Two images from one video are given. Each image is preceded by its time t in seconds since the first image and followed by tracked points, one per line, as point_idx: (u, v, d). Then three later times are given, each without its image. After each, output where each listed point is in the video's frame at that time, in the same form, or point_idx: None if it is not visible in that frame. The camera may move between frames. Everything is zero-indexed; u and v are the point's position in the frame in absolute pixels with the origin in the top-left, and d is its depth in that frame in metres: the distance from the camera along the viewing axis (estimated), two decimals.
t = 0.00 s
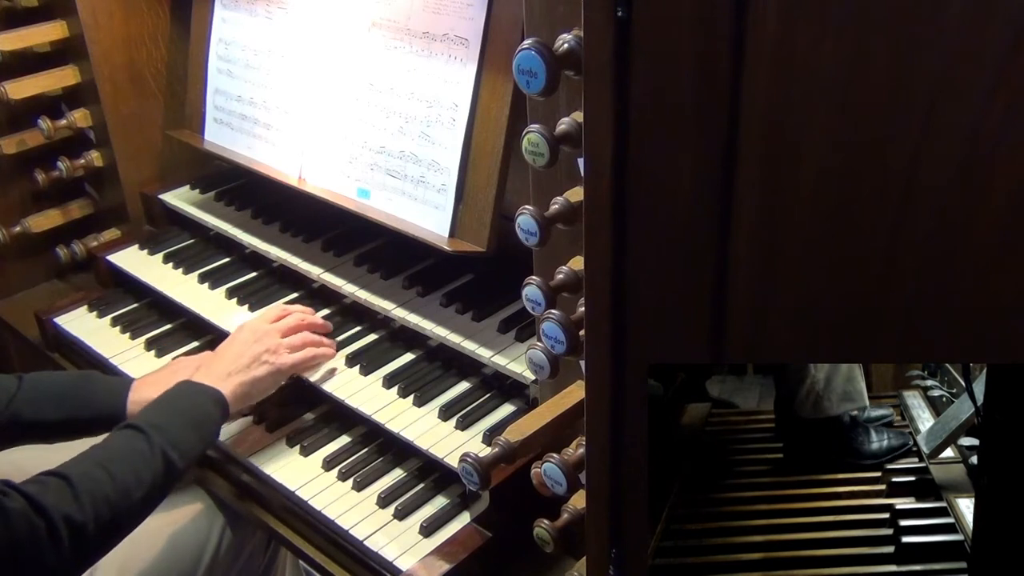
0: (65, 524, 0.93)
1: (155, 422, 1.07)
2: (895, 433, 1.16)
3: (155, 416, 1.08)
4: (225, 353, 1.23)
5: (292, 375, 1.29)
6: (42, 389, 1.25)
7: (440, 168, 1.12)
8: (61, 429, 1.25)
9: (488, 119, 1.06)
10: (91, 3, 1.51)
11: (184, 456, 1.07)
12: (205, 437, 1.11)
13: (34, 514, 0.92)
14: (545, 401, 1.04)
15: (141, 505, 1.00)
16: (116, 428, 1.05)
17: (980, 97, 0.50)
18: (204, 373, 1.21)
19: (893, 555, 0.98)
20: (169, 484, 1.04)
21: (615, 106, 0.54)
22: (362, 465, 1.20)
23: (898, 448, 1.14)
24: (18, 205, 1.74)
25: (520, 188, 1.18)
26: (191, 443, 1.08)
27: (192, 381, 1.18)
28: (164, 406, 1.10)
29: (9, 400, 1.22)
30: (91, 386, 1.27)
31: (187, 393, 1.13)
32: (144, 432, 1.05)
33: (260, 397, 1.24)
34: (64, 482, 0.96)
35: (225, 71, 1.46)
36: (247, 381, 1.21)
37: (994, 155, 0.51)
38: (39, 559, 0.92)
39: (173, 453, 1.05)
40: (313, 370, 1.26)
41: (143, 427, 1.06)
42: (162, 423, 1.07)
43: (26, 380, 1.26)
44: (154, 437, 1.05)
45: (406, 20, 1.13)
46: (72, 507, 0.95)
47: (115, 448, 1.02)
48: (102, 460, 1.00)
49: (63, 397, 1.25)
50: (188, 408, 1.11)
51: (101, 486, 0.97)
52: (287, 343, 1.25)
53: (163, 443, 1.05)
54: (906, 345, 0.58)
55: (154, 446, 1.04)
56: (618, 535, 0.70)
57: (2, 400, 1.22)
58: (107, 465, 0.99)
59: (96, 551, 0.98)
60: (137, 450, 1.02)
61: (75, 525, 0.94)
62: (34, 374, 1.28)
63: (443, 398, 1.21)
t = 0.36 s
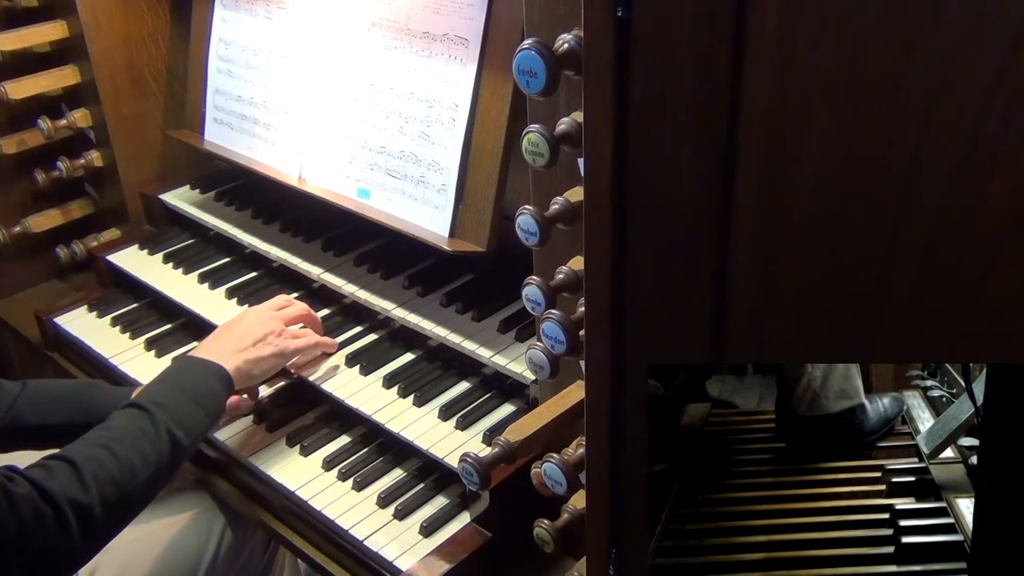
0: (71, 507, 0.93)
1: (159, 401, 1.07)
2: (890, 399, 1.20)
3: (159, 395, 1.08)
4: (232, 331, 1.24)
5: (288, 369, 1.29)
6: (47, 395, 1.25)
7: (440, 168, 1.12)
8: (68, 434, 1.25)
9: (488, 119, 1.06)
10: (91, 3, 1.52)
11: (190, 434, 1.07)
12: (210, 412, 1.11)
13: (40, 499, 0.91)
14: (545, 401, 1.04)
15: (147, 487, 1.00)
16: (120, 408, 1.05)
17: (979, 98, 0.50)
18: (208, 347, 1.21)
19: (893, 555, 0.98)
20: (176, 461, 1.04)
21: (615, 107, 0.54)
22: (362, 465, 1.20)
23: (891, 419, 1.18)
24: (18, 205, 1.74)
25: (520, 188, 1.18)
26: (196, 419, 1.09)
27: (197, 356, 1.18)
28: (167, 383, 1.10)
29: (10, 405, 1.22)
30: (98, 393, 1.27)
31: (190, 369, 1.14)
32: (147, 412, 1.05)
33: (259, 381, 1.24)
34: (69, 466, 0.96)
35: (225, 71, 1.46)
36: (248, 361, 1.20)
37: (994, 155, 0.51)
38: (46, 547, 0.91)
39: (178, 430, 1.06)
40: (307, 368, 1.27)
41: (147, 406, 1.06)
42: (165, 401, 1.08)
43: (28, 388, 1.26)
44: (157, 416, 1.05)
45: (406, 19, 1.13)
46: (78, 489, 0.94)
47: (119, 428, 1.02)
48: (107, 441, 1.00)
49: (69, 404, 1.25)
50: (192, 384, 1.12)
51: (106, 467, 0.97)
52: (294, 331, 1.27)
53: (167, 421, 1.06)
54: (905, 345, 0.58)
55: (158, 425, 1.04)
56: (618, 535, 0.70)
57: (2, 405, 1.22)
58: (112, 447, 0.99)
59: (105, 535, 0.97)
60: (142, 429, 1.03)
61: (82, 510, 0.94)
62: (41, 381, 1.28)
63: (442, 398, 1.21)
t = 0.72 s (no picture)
0: (75, 501, 0.93)
1: (155, 394, 1.08)
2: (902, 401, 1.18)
3: (157, 388, 1.09)
4: (229, 326, 1.26)
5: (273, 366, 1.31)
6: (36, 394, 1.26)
7: (440, 168, 1.12)
8: (60, 433, 1.25)
9: (488, 119, 1.06)
10: (91, 3, 1.52)
11: (188, 426, 1.09)
12: (206, 405, 1.13)
13: (44, 494, 0.91)
14: (545, 401, 1.04)
15: (148, 480, 1.01)
16: (119, 402, 1.06)
17: (980, 98, 0.50)
18: (206, 341, 1.23)
19: (893, 555, 0.98)
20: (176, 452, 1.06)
21: (615, 107, 0.54)
22: (362, 465, 1.20)
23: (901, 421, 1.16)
24: (18, 205, 1.74)
25: (520, 187, 1.18)
26: (193, 411, 1.10)
27: (195, 349, 1.20)
28: (163, 378, 1.12)
29: None
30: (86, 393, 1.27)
31: (186, 364, 1.15)
32: (145, 404, 1.06)
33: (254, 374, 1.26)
34: (72, 460, 0.95)
35: (225, 71, 1.46)
36: (247, 349, 1.22)
37: (994, 155, 0.51)
38: (51, 541, 0.90)
39: (176, 422, 1.07)
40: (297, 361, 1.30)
41: (144, 400, 1.07)
42: (163, 394, 1.09)
43: (9, 390, 1.26)
44: (156, 408, 1.06)
45: (406, 19, 1.13)
46: (81, 484, 0.94)
47: (118, 421, 1.03)
48: (107, 435, 1.00)
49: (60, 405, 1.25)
50: (188, 378, 1.13)
51: (108, 461, 0.97)
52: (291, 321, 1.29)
53: (165, 413, 1.07)
54: (905, 345, 0.58)
55: (156, 418, 1.05)
56: (618, 535, 0.70)
57: None
58: (113, 440, 0.99)
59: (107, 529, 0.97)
60: (141, 421, 1.04)
61: (85, 503, 0.93)
62: (31, 381, 1.29)
63: (442, 398, 1.20)
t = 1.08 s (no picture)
0: (72, 488, 0.93)
1: (156, 388, 1.08)
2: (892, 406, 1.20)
3: (157, 381, 1.09)
4: (228, 326, 1.27)
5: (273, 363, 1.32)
6: (25, 373, 1.27)
7: (440, 168, 1.12)
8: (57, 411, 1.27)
9: (488, 119, 1.06)
10: (91, 3, 1.52)
11: (187, 421, 1.08)
12: (205, 401, 1.13)
13: (41, 479, 0.90)
14: (545, 401, 1.04)
15: (147, 472, 1.01)
16: (118, 394, 1.06)
17: (980, 98, 0.50)
18: (207, 337, 1.24)
19: (893, 555, 0.98)
20: (174, 446, 1.05)
21: (615, 108, 0.54)
22: (362, 465, 1.20)
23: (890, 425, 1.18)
24: (18, 205, 1.74)
25: (520, 188, 1.18)
26: (193, 406, 1.10)
27: (196, 346, 1.20)
28: (164, 372, 1.12)
29: None
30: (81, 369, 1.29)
31: (186, 359, 1.15)
32: (145, 398, 1.06)
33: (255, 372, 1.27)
34: (69, 448, 0.95)
35: (225, 71, 1.46)
36: (249, 345, 1.23)
37: (995, 154, 0.51)
38: (48, 526, 0.91)
39: (175, 416, 1.07)
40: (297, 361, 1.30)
41: (144, 393, 1.07)
42: (163, 387, 1.09)
43: (6, 367, 1.28)
44: (155, 401, 1.06)
45: (406, 19, 1.13)
46: (78, 471, 0.94)
47: (116, 413, 1.02)
48: (106, 425, 1.00)
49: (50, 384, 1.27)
50: (189, 373, 1.13)
51: (105, 450, 0.97)
52: (290, 319, 1.29)
53: (166, 408, 1.06)
54: (905, 345, 0.58)
55: (156, 411, 1.05)
56: (619, 535, 0.70)
57: None
58: (112, 430, 0.99)
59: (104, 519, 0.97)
60: (139, 413, 1.03)
61: (83, 491, 0.93)
62: (25, 360, 1.31)
63: (442, 398, 1.20)
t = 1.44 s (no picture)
0: (68, 484, 0.93)
1: (150, 391, 1.08)
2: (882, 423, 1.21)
3: (151, 385, 1.09)
4: (218, 329, 1.26)
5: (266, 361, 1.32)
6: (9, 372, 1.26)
7: (440, 168, 1.12)
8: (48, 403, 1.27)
9: (488, 119, 1.06)
10: (91, 4, 1.52)
11: (181, 424, 1.08)
12: (200, 405, 1.13)
13: (35, 475, 0.91)
14: (545, 401, 1.04)
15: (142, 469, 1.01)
16: (115, 398, 1.06)
17: (980, 97, 0.50)
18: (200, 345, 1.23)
19: (893, 555, 0.98)
20: (168, 448, 1.05)
21: (615, 108, 0.54)
22: (362, 465, 1.20)
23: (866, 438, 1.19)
24: (18, 206, 1.74)
25: (519, 188, 1.18)
26: (188, 409, 1.10)
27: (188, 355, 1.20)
28: (159, 376, 1.12)
29: None
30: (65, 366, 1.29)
31: (180, 365, 1.15)
32: (140, 401, 1.06)
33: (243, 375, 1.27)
34: (64, 445, 0.96)
35: (225, 71, 1.46)
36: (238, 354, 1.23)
37: (995, 154, 0.51)
38: (42, 521, 0.91)
39: (170, 419, 1.07)
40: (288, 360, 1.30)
41: (140, 396, 1.07)
42: (158, 391, 1.09)
43: None
44: (150, 404, 1.06)
45: (405, 19, 1.13)
46: (74, 467, 0.94)
47: (112, 414, 1.02)
48: (102, 424, 1.00)
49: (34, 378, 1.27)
50: (184, 378, 1.13)
51: (101, 448, 0.98)
52: (278, 317, 1.29)
53: (159, 411, 1.07)
54: (904, 345, 0.58)
55: (151, 413, 1.05)
56: (619, 535, 0.70)
57: None
58: (107, 429, 1.00)
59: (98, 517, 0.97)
60: (135, 415, 1.04)
61: (79, 485, 0.94)
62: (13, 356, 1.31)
63: (442, 398, 1.20)
